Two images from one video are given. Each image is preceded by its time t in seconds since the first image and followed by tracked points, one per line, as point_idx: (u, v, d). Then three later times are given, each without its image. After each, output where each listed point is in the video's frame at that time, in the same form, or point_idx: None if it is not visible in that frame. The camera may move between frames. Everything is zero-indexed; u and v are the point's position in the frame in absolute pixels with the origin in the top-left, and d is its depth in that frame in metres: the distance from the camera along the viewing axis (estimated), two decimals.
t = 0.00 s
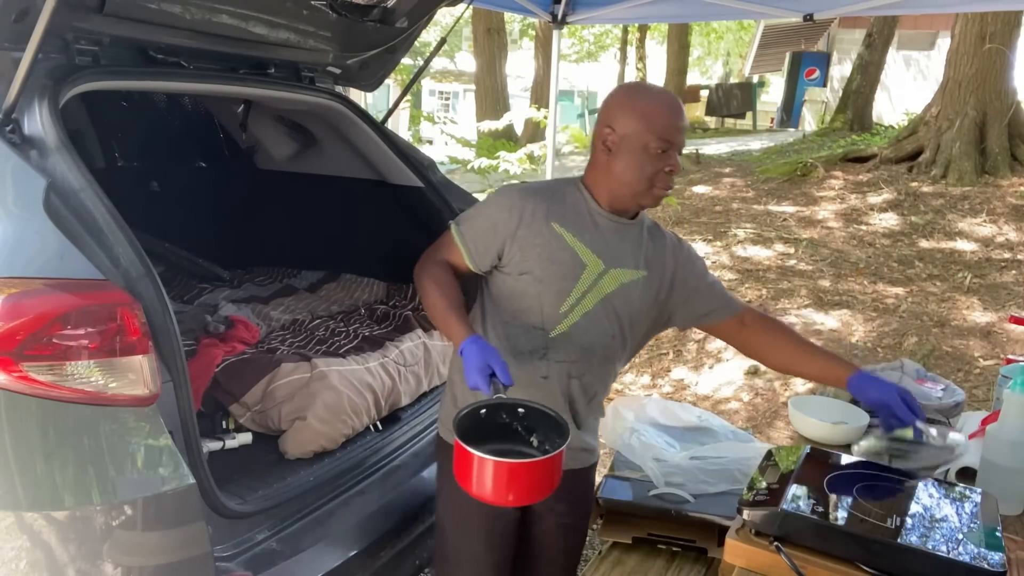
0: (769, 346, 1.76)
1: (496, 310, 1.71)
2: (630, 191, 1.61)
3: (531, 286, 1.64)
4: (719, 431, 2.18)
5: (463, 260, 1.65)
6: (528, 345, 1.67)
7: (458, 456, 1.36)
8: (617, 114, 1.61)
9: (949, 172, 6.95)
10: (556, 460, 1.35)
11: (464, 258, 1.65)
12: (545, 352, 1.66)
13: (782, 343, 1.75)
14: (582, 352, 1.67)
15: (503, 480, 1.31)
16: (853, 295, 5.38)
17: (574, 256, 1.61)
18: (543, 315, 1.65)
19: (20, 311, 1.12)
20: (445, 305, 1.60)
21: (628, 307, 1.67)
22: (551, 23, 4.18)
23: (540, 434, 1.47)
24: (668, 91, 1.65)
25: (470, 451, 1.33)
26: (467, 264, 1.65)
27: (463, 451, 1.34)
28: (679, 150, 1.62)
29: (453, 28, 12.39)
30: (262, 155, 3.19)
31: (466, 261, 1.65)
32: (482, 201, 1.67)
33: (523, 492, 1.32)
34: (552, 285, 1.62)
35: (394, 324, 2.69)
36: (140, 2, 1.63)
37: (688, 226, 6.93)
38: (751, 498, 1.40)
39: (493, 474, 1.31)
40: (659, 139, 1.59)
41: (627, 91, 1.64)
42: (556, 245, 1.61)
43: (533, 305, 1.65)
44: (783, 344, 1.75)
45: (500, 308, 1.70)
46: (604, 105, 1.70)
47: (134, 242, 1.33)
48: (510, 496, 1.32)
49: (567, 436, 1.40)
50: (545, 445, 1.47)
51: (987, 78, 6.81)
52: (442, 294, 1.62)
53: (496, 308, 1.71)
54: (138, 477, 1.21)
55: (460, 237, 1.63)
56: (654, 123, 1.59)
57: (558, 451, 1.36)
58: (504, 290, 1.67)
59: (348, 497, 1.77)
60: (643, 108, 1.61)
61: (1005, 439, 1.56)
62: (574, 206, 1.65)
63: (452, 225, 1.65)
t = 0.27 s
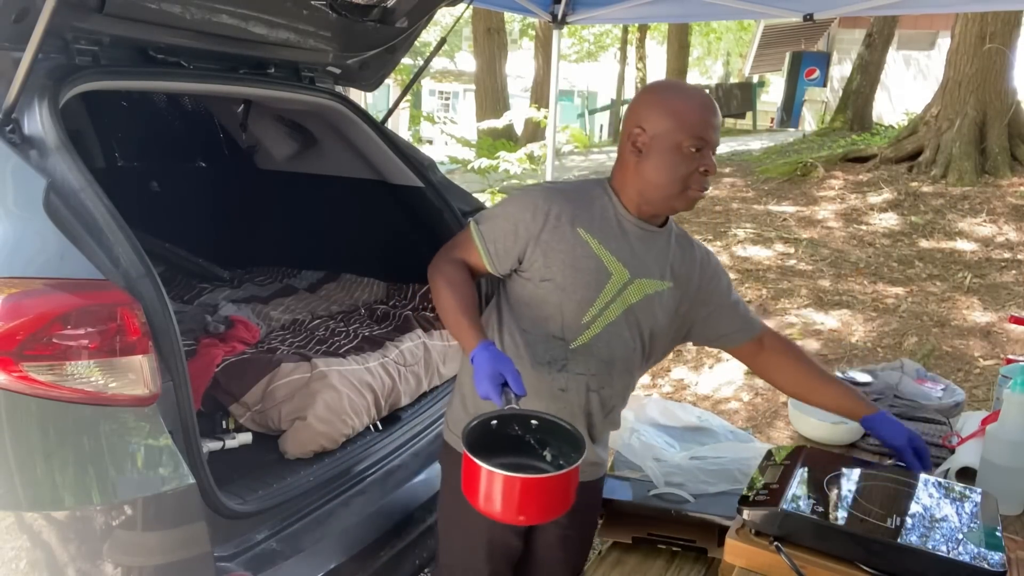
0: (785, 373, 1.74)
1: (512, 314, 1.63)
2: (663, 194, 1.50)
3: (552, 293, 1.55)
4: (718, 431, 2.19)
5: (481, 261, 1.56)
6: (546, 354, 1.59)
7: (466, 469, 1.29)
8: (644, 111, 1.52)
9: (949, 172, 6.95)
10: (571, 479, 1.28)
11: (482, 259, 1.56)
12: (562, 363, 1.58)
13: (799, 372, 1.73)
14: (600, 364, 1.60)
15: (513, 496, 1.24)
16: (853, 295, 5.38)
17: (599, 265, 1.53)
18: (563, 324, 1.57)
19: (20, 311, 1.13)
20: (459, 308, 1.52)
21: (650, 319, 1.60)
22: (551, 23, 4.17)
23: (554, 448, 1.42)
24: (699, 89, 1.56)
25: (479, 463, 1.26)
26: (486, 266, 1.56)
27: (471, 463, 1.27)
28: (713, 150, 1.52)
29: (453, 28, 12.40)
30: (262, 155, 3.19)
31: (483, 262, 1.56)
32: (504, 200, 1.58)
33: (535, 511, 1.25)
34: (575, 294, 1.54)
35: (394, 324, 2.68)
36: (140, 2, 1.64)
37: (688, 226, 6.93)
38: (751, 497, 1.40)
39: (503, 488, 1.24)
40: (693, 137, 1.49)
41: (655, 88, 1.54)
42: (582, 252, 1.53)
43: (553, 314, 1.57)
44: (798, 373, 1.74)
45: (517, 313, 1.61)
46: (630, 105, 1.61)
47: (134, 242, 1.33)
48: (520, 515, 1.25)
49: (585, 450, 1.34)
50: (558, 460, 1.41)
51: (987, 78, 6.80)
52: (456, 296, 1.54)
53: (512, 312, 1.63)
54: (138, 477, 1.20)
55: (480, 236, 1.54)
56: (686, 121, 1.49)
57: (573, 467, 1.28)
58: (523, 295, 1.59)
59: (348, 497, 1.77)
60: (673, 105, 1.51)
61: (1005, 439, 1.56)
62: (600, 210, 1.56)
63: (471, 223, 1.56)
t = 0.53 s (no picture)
0: (856, 324, 1.63)
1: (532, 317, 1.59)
2: (689, 195, 1.45)
3: (574, 300, 1.51)
4: (719, 431, 2.20)
5: (500, 264, 1.50)
6: (571, 361, 1.56)
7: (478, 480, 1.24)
8: (669, 108, 1.46)
9: (949, 172, 6.95)
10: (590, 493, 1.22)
11: (500, 261, 1.50)
12: (584, 370, 1.56)
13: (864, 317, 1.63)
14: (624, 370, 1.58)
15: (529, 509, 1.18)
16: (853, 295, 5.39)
17: (625, 272, 1.48)
18: (588, 332, 1.53)
19: (20, 311, 1.13)
20: (475, 314, 1.47)
21: (679, 320, 1.56)
22: (551, 23, 4.18)
23: (569, 459, 1.37)
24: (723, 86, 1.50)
25: (492, 473, 1.20)
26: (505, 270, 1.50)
27: (484, 474, 1.22)
28: (740, 148, 1.46)
29: (453, 28, 12.41)
30: (262, 155, 3.19)
31: (502, 265, 1.50)
32: (527, 200, 1.50)
33: (551, 528, 1.19)
34: (598, 301, 1.50)
35: (394, 324, 2.68)
36: (140, 2, 1.64)
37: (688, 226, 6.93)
38: (751, 497, 1.40)
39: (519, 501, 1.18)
40: (720, 135, 1.43)
41: (677, 86, 1.49)
42: (606, 260, 1.47)
43: (575, 320, 1.53)
44: (867, 315, 1.63)
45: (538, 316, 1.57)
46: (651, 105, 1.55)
47: (134, 242, 1.33)
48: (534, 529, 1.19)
49: (604, 459, 1.28)
50: (574, 470, 1.38)
51: (987, 78, 6.79)
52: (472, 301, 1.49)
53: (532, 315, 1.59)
54: (138, 477, 1.20)
55: (500, 238, 1.48)
56: (712, 118, 1.43)
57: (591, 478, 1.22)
58: (543, 299, 1.55)
59: (348, 498, 1.77)
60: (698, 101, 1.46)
61: (1005, 439, 1.56)
62: (627, 214, 1.49)
63: (490, 222, 1.49)
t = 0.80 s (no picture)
0: (952, 304, 1.46)
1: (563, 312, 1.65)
2: (732, 209, 1.44)
3: (603, 304, 1.56)
4: (717, 431, 2.22)
5: (534, 260, 1.56)
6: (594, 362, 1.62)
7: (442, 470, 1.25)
8: (710, 125, 1.47)
9: (949, 172, 6.95)
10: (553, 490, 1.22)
11: (534, 257, 1.56)
12: (605, 373, 1.61)
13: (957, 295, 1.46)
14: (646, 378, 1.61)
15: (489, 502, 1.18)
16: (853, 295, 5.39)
17: (657, 280, 1.52)
18: (611, 335, 1.59)
19: (20, 311, 1.13)
20: (496, 311, 1.53)
21: (714, 330, 1.59)
22: (550, 23, 4.17)
23: (545, 462, 1.35)
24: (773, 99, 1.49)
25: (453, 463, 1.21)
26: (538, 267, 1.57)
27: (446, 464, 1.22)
28: (788, 162, 1.44)
29: (453, 28, 12.41)
30: (262, 155, 3.20)
31: (536, 261, 1.57)
32: (570, 198, 1.56)
33: (511, 519, 1.18)
34: (626, 308, 1.55)
35: (394, 323, 2.67)
36: (140, 1, 1.64)
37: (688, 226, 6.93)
38: (751, 497, 1.39)
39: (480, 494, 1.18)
40: (765, 149, 1.42)
41: (723, 101, 1.49)
42: (638, 267, 1.52)
43: (602, 324, 1.59)
44: (962, 293, 1.46)
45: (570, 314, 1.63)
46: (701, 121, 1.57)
47: (134, 242, 1.33)
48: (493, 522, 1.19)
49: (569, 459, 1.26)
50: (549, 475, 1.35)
51: (987, 78, 6.74)
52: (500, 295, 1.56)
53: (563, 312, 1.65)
54: (138, 477, 1.20)
55: (538, 234, 1.54)
56: (756, 133, 1.42)
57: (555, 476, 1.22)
58: (575, 298, 1.61)
59: (348, 498, 1.78)
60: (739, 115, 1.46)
61: (1005, 439, 1.56)
62: (667, 223, 1.52)
63: (530, 217, 1.54)
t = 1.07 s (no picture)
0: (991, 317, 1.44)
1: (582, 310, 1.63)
2: (772, 227, 1.43)
3: (624, 306, 1.54)
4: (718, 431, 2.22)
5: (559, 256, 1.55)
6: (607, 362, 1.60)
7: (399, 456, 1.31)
8: (753, 143, 1.46)
9: (949, 172, 6.95)
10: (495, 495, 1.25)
11: (561, 255, 1.55)
12: (619, 374, 1.59)
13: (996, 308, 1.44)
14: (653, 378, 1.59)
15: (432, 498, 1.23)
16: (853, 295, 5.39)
17: (681, 289, 1.50)
18: (631, 337, 1.57)
19: (20, 311, 1.13)
20: (501, 309, 1.54)
21: (733, 343, 1.58)
22: (550, 23, 4.17)
23: (501, 466, 1.38)
24: (815, 120, 1.48)
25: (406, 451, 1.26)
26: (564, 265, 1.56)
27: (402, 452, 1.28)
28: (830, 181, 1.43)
29: (453, 28, 12.42)
30: (262, 155, 3.20)
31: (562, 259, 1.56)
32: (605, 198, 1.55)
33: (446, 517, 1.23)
34: (647, 312, 1.53)
35: (394, 323, 2.68)
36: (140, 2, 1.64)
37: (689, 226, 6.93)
38: (751, 498, 1.39)
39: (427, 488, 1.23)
40: (809, 168, 1.41)
41: (765, 119, 1.48)
42: (660, 270, 1.50)
43: (620, 327, 1.57)
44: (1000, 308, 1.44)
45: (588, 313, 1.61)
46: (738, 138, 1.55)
47: (134, 241, 1.33)
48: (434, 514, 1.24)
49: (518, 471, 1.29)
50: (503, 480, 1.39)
51: (987, 78, 6.74)
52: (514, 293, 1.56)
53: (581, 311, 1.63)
54: (138, 477, 1.20)
55: (569, 231, 1.53)
56: (802, 152, 1.41)
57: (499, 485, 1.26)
58: (594, 297, 1.59)
59: (348, 497, 1.78)
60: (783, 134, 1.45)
61: (1005, 439, 1.56)
62: (699, 234, 1.51)
63: (563, 214, 1.53)
